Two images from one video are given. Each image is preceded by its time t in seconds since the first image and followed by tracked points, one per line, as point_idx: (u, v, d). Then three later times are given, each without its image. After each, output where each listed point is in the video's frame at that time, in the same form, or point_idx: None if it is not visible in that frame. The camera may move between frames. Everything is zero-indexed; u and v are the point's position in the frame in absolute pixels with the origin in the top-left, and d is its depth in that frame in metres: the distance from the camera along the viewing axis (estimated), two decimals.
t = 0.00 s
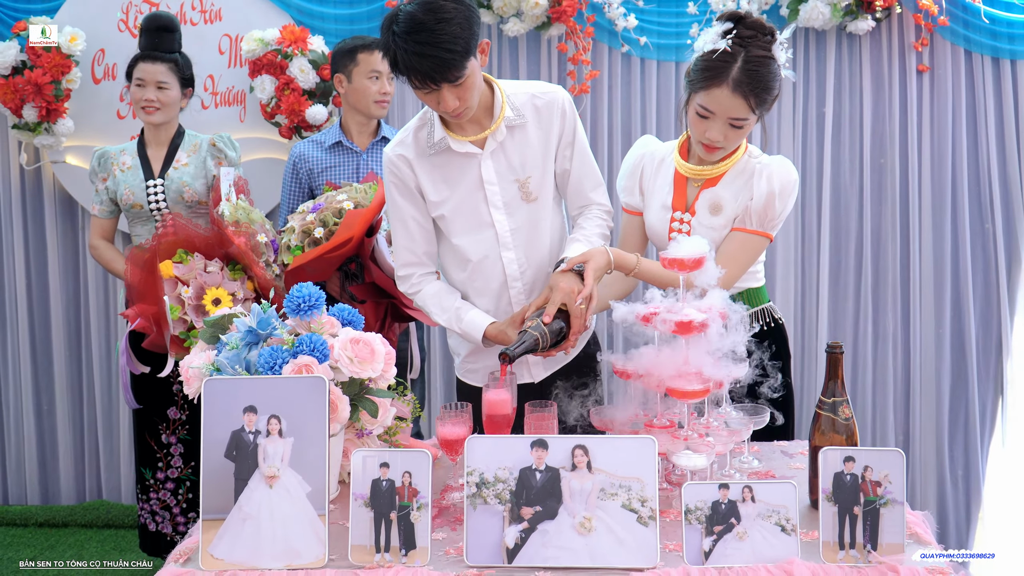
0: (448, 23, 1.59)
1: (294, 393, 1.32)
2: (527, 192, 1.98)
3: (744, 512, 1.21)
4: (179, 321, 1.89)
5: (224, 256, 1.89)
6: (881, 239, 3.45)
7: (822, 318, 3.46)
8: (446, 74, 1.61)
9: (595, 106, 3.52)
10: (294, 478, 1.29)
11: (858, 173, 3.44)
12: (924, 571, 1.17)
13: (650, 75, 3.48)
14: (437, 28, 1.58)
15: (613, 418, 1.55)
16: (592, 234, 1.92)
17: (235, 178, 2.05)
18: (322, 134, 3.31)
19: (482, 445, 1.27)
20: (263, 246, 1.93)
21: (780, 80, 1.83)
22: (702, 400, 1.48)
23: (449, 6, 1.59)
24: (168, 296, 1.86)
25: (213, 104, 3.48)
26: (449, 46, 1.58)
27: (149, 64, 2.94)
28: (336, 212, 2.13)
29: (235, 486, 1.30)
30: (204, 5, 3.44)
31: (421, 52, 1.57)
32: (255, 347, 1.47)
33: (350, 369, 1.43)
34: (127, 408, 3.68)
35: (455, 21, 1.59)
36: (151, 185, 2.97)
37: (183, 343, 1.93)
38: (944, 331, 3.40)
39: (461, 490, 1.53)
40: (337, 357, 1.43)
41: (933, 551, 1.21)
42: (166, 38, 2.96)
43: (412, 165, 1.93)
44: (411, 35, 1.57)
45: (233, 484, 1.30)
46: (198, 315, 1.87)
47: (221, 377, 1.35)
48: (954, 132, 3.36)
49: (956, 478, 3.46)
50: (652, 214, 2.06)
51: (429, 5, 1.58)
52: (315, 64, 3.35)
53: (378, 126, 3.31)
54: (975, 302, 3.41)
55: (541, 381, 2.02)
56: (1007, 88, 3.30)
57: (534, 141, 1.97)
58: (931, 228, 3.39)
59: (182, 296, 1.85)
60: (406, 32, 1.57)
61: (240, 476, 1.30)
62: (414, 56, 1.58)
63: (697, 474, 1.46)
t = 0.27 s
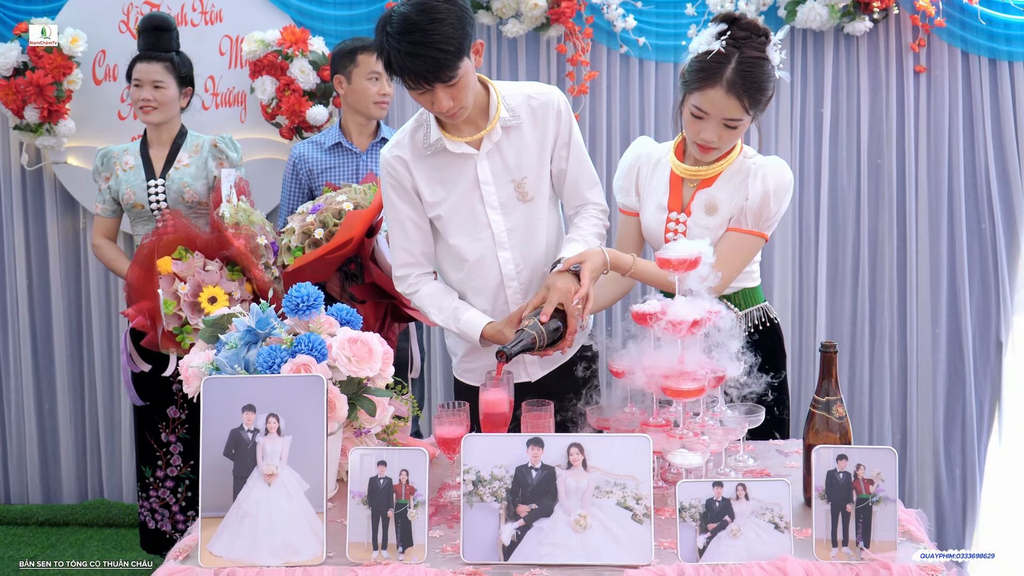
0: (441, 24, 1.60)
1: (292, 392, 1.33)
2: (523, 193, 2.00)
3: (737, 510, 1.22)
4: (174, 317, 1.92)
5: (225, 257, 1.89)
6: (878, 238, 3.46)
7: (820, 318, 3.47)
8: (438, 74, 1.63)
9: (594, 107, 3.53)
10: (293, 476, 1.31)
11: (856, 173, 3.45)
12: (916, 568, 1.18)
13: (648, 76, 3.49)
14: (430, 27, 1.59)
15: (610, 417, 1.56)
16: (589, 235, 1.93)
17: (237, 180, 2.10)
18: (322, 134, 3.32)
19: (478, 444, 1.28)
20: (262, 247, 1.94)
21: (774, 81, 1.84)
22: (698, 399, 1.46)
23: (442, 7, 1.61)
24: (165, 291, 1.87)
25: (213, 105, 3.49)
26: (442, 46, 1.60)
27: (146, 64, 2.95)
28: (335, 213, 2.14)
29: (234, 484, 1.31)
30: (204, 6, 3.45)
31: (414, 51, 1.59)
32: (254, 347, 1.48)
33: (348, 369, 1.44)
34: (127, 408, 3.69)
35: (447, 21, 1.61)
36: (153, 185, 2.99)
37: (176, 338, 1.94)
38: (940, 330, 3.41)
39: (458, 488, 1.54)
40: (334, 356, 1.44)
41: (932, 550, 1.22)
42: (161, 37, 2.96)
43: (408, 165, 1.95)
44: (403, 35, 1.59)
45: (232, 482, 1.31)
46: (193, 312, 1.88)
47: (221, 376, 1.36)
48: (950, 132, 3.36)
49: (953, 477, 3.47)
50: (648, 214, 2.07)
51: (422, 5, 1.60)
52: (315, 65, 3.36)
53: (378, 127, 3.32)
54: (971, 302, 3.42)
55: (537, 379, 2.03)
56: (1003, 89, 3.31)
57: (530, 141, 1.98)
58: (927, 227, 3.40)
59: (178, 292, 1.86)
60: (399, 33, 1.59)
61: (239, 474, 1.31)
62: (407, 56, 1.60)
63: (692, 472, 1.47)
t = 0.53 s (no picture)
0: (438, 24, 1.61)
1: (289, 390, 1.34)
2: (520, 193, 2.00)
3: (731, 508, 1.23)
4: (168, 320, 1.89)
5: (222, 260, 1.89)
6: (875, 238, 3.47)
7: (817, 318, 3.48)
8: (436, 73, 1.63)
9: (591, 108, 3.54)
10: (289, 474, 1.32)
11: (853, 173, 3.46)
12: (908, 565, 1.19)
13: (646, 76, 3.50)
14: (427, 28, 1.60)
15: (605, 415, 1.57)
16: (586, 238, 1.94)
17: (235, 184, 2.13)
18: (320, 135, 3.33)
19: (473, 442, 1.29)
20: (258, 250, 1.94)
21: (766, 80, 1.86)
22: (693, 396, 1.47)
23: (439, 7, 1.62)
24: (159, 294, 1.85)
25: (213, 105, 3.50)
26: (439, 46, 1.61)
27: (146, 65, 2.97)
28: (333, 213, 2.15)
29: (230, 481, 1.32)
30: (204, 7, 3.46)
31: (411, 51, 1.60)
32: (251, 346, 1.49)
33: (344, 367, 1.44)
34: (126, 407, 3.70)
35: (445, 21, 1.62)
36: (152, 185, 2.99)
37: (171, 341, 1.95)
38: (936, 330, 3.42)
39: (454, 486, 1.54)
40: (331, 355, 1.45)
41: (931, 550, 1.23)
42: (160, 38, 2.97)
43: (405, 165, 1.95)
44: (401, 35, 1.60)
45: (229, 480, 1.32)
46: (189, 316, 1.85)
47: (218, 375, 1.37)
48: (947, 133, 3.37)
49: (949, 475, 3.48)
50: (644, 215, 2.08)
51: (419, 5, 1.61)
52: (314, 66, 3.37)
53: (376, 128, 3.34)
54: (967, 301, 3.42)
55: (532, 378, 2.03)
56: (1000, 90, 3.31)
57: (526, 142, 1.99)
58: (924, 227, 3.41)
59: (173, 295, 1.84)
60: (396, 32, 1.60)
61: (235, 472, 1.32)
62: (404, 56, 1.60)
63: (686, 470, 1.48)
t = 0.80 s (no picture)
0: (444, 24, 1.62)
1: (285, 390, 1.35)
2: (517, 194, 2.01)
3: (724, 507, 1.24)
4: (165, 320, 1.89)
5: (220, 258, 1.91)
6: (871, 238, 3.48)
7: (814, 318, 3.49)
8: (441, 73, 1.64)
9: (589, 108, 3.54)
10: (285, 473, 1.32)
11: (849, 174, 3.47)
12: (901, 564, 1.20)
13: (643, 77, 3.50)
14: (433, 27, 1.61)
15: (600, 415, 1.57)
16: (584, 247, 1.97)
17: (232, 183, 2.12)
18: (318, 135, 3.33)
19: (468, 441, 1.30)
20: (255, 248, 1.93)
21: (756, 78, 1.86)
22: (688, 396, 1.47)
23: (445, 7, 1.64)
24: (156, 295, 1.86)
25: (211, 106, 3.51)
26: (445, 46, 1.62)
27: (145, 64, 2.97)
28: (331, 213, 2.15)
29: (227, 480, 1.32)
30: (202, 7, 3.47)
31: (416, 50, 1.61)
32: (247, 345, 1.49)
33: (340, 367, 1.45)
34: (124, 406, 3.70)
35: (451, 21, 1.63)
36: (149, 185, 3.00)
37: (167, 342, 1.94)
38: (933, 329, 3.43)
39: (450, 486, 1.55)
40: (327, 355, 1.45)
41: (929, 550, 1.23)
42: (160, 38, 2.98)
43: (403, 163, 1.96)
44: (407, 34, 1.61)
45: (225, 479, 1.32)
46: (185, 315, 1.86)
47: (214, 374, 1.38)
48: (943, 133, 3.38)
49: (945, 475, 3.49)
50: (640, 217, 2.09)
51: (426, 5, 1.62)
52: (312, 66, 3.37)
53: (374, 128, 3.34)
54: (964, 301, 3.43)
55: (527, 378, 2.04)
56: (996, 91, 3.32)
57: (524, 143, 2.00)
58: (920, 227, 3.42)
59: (170, 295, 1.85)
60: (402, 31, 1.61)
61: (232, 471, 1.32)
62: (410, 54, 1.61)
63: (681, 469, 1.49)
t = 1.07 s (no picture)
0: (460, 27, 1.63)
1: (285, 390, 1.36)
2: (516, 198, 2.02)
3: (720, 506, 1.25)
4: (164, 320, 1.90)
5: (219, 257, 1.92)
6: (869, 238, 3.49)
7: (812, 318, 3.50)
8: (454, 76, 1.65)
9: (588, 109, 3.56)
10: (285, 473, 1.33)
11: (846, 174, 3.48)
12: (895, 563, 1.21)
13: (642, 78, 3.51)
14: (447, 30, 1.62)
15: (598, 414, 1.58)
16: (584, 258, 1.99)
17: (230, 183, 2.13)
18: (317, 136, 3.34)
19: (466, 441, 1.31)
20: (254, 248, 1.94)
21: (748, 76, 1.88)
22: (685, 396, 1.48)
23: (460, 10, 1.64)
24: (154, 294, 1.87)
25: (211, 107, 3.52)
26: (459, 50, 1.63)
27: (144, 65, 2.98)
28: (331, 213, 2.16)
29: (227, 480, 1.33)
30: (202, 8, 3.48)
31: (431, 53, 1.62)
32: (247, 346, 1.51)
33: (339, 367, 1.46)
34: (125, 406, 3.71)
35: (465, 25, 1.64)
36: (149, 185, 3.01)
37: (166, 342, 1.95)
38: (930, 330, 3.43)
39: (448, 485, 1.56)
40: (326, 355, 1.47)
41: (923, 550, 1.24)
42: (159, 39, 3.00)
43: (403, 163, 1.97)
44: (422, 36, 1.62)
45: (225, 478, 1.33)
46: (184, 314, 1.87)
47: (215, 374, 1.39)
48: (940, 134, 3.39)
49: (942, 474, 3.50)
50: (637, 219, 2.09)
51: (442, 7, 1.63)
52: (312, 67, 3.38)
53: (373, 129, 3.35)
54: (961, 301, 3.44)
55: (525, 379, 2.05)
56: (994, 91, 3.33)
57: (525, 147, 2.01)
58: (917, 227, 3.42)
59: (169, 295, 1.86)
60: (418, 34, 1.62)
61: (232, 470, 1.33)
62: (424, 57, 1.62)
63: (677, 469, 1.50)
